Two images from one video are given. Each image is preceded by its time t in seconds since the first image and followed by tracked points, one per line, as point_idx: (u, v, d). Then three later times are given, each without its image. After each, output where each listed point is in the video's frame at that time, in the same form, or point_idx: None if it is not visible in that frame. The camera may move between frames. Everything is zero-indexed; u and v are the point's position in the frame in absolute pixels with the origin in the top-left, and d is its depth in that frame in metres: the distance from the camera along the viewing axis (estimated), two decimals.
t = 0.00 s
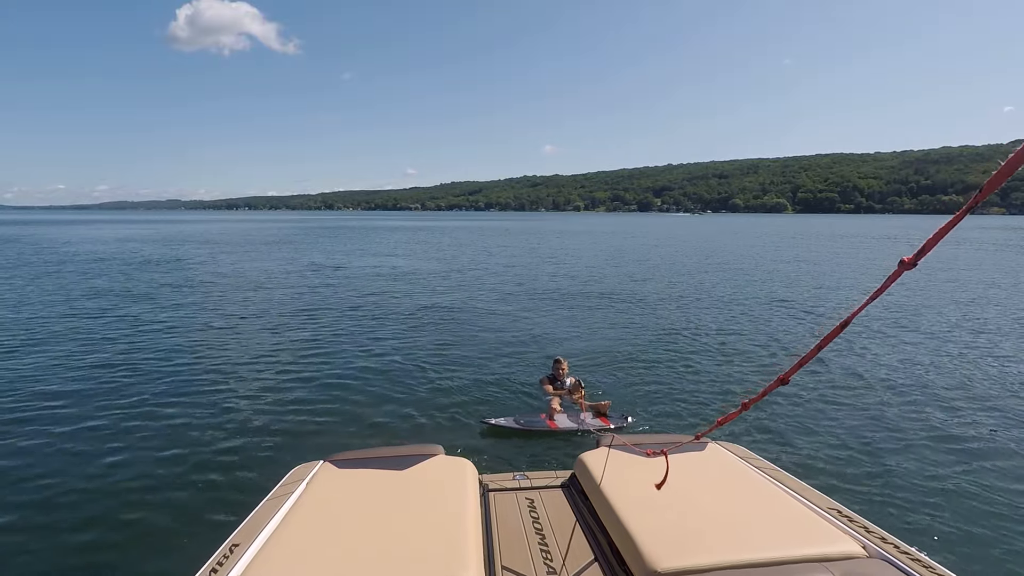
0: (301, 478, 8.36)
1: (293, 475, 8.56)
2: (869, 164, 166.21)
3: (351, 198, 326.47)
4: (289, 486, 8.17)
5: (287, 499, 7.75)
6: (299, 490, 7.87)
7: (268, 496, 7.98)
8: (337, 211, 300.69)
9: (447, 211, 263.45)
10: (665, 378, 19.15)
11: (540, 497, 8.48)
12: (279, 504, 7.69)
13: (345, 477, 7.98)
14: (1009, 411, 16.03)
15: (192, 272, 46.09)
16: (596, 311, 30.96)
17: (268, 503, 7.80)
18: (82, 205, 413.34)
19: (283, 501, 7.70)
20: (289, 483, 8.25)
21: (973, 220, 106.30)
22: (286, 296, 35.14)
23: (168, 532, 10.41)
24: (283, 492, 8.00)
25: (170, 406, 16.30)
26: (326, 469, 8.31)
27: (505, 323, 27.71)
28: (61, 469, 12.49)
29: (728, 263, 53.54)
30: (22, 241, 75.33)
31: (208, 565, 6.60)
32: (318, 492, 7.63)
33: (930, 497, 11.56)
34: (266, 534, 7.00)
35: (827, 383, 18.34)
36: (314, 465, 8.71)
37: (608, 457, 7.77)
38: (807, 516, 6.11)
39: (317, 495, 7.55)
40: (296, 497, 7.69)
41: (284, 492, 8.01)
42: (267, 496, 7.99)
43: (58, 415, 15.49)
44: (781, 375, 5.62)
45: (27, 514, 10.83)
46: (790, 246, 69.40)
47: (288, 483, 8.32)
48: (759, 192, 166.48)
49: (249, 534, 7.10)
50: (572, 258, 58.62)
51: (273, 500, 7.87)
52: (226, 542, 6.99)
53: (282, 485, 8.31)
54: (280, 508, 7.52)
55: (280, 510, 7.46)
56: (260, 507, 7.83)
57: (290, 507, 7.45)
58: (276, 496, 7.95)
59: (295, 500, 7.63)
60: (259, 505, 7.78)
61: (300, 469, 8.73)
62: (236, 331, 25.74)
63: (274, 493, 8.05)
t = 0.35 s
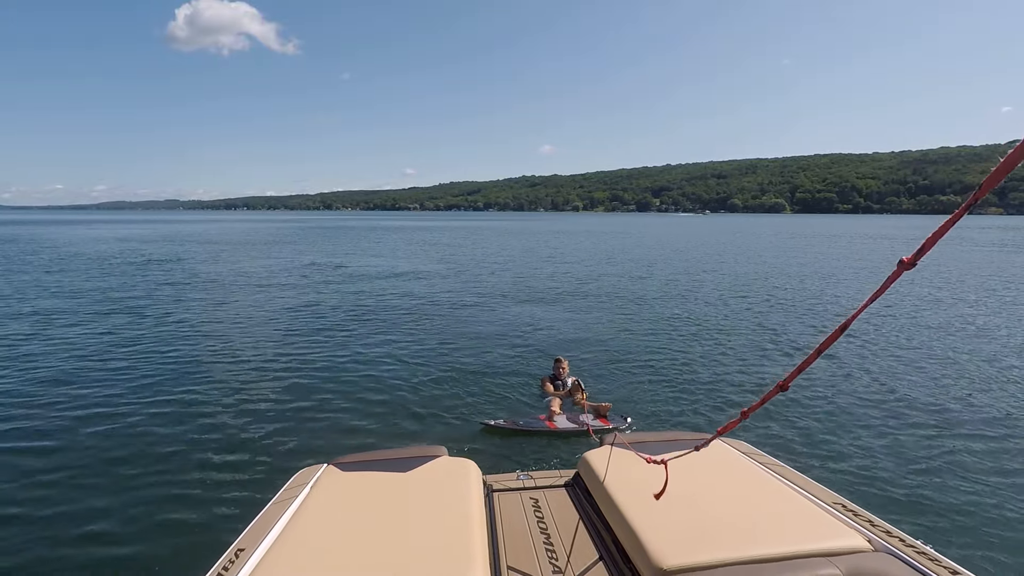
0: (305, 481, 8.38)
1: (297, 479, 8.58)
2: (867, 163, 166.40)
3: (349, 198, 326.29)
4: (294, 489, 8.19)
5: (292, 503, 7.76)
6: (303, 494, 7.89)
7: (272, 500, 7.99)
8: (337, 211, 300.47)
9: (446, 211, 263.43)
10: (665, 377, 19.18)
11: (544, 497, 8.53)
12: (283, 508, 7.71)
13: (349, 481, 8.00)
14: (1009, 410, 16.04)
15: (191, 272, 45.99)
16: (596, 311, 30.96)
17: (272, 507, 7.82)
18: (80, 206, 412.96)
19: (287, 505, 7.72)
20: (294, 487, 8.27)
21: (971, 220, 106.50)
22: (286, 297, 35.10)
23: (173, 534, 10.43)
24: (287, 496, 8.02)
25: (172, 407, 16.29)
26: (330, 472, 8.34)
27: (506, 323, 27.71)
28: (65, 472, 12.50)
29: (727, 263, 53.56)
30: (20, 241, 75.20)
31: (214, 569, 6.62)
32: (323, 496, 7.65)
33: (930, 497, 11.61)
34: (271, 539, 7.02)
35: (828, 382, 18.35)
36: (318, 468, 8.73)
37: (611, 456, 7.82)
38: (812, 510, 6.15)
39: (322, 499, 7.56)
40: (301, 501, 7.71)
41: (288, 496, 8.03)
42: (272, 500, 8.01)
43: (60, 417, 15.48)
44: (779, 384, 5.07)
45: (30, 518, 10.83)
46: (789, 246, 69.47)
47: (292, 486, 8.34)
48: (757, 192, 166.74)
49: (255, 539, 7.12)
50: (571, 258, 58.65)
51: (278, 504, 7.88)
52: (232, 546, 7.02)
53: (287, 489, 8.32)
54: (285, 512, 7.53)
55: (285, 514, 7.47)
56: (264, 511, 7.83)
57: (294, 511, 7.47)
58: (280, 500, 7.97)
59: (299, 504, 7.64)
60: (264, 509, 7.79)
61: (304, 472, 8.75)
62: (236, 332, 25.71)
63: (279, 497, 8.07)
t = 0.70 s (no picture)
0: (305, 481, 8.35)
1: (297, 479, 8.55)
2: (866, 163, 166.53)
3: (348, 198, 326.09)
4: (294, 489, 8.17)
5: (291, 503, 7.73)
6: (304, 494, 7.86)
7: (273, 500, 7.97)
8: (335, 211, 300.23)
9: (444, 211, 263.27)
10: (664, 377, 19.18)
11: (545, 495, 8.52)
12: (283, 508, 7.68)
13: (349, 481, 7.97)
14: (1008, 409, 16.06)
15: (189, 272, 45.88)
16: (596, 310, 30.94)
17: (273, 507, 7.79)
18: (78, 206, 412.32)
19: (287, 505, 7.69)
20: (294, 487, 8.24)
21: (969, 220, 106.62)
22: (285, 297, 35.04)
23: (171, 534, 10.40)
24: (287, 496, 7.98)
25: (171, 407, 16.24)
26: (329, 472, 8.31)
27: (505, 323, 27.70)
28: (63, 472, 12.45)
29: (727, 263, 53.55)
30: (19, 241, 75.10)
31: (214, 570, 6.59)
32: (323, 496, 7.62)
33: (929, 495, 11.62)
34: (271, 539, 7.00)
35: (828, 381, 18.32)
36: (318, 468, 8.69)
37: (612, 454, 7.82)
38: (812, 508, 6.15)
39: (322, 499, 7.54)
40: (301, 501, 7.68)
41: (288, 496, 8.01)
42: (272, 500, 7.98)
43: (57, 417, 15.41)
44: (778, 388, 5.01)
45: (28, 518, 10.78)
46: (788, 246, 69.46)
47: (293, 486, 8.31)
48: (756, 192, 166.88)
49: (255, 539, 7.09)
50: (571, 258, 58.60)
51: (277, 504, 7.86)
52: (232, 547, 6.99)
53: (287, 489, 8.28)
54: (285, 513, 7.50)
55: (285, 514, 7.45)
56: (264, 511, 7.80)
57: (294, 511, 7.45)
58: (280, 501, 7.93)
59: (299, 504, 7.61)
60: (264, 509, 7.77)
61: (304, 472, 8.72)
62: (235, 332, 25.66)
63: (279, 497, 8.04)
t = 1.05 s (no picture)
0: (303, 479, 8.37)
1: (294, 477, 8.57)
2: (864, 163, 166.68)
3: (347, 198, 326.04)
4: (292, 487, 8.18)
5: (289, 501, 7.75)
6: (301, 492, 7.88)
7: (270, 498, 7.99)
8: (334, 211, 300.37)
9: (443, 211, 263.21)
10: (662, 377, 19.20)
11: (542, 495, 8.55)
12: (280, 506, 7.70)
13: (347, 479, 7.98)
14: (1005, 407, 16.07)
15: (189, 272, 45.91)
16: (594, 310, 30.96)
17: (270, 505, 7.81)
18: (77, 206, 412.14)
19: (284, 504, 7.70)
20: (292, 485, 8.26)
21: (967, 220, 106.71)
22: (283, 296, 35.07)
23: (169, 532, 10.42)
24: (285, 494, 8.00)
25: (169, 406, 16.25)
26: (327, 470, 8.33)
27: (503, 322, 27.73)
28: (61, 471, 12.47)
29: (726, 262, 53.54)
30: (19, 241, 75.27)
31: (211, 568, 6.61)
32: (321, 495, 7.64)
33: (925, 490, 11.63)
34: (269, 537, 7.01)
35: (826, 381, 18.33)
36: (315, 467, 8.71)
37: (609, 455, 7.83)
38: (809, 511, 6.15)
39: (319, 497, 7.56)
40: (299, 499, 7.70)
41: (286, 494, 8.02)
42: (269, 498, 8.00)
43: (56, 417, 15.43)
44: (789, 400, 5.04)
45: (26, 517, 10.81)
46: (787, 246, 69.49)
47: (290, 485, 8.33)
48: (755, 192, 167.04)
49: (252, 536, 7.11)
50: (570, 258, 58.59)
51: (275, 502, 7.87)
52: (228, 544, 7.01)
53: (284, 487, 8.30)
54: (282, 511, 7.51)
55: (282, 512, 7.46)
56: (262, 509, 7.82)
57: (292, 509, 7.46)
58: (278, 499, 7.95)
59: (296, 502, 7.62)
60: (262, 507, 7.79)
61: (302, 470, 8.74)
62: (233, 331, 25.69)
63: (276, 494, 8.06)
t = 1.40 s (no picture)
0: (299, 477, 8.34)
1: (290, 476, 8.52)
2: (862, 164, 166.90)
3: (345, 198, 325.76)
4: (288, 485, 8.16)
5: (286, 498, 7.72)
6: (297, 490, 7.84)
7: (267, 495, 7.95)
8: (333, 211, 300.19)
9: (442, 211, 263.05)
10: (659, 377, 19.18)
11: (539, 496, 8.53)
12: (277, 503, 7.67)
13: (344, 478, 7.96)
14: (1002, 409, 16.09)
15: (186, 272, 45.82)
16: (593, 310, 30.93)
17: (266, 503, 7.77)
18: (74, 207, 411.69)
19: (281, 501, 7.67)
20: (288, 483, 8.23)
21: (964, 220, 106.87)
22: (281, 296, 35.02)
23: (165, 532, 10.38)
24: (281, 492, 7.96)
25: (166, 406, 16.20)
26: (324, 468, 8.31)
27: (502, 322, 27.68)
28: (57, 471, 12.40)
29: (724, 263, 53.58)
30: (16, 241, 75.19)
31: (206, 565, 6.57)
32: (318, 493, 7.61)
33: (923, 495, 11.63)
34: (265, 534, 6.97)
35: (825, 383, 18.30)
36: (312, 465, 8.67)
37: (606, 458, 7.82)
38: (806, 517, 6.13)
39: (316, 495, 7.53)
40: (295, 497, 7.67)
41: (283, 492, 7.99)
42: (266, 496, 7.96)
43: (53, 416, 15.38)
44: (784, 425, 4.77)
45: (21, 516, 10.76)
46: (785, 246, 69.54)
47: (286, 482, 8.28)
48: (753, 193, 167.12)
49: (247, 534, 7.06)
50: (568, 258, 58.58)
51: (271, 499, 7.85)
52: (224, 541, 6.97)
53: (281, 485, 8.26)
54: (278, 508, 7.48)
55: (279, 510, 7.42)
56: (258, 507, 7.78)
57: (288, 507, 7.43)
58: (274, 496, 7.91)
59: (293, 500, 7.60)
60: (258, 504, 7.76)
61: (299, 468, 8.70)
62: (230, 331, 25.65)
63: (272, 492, 8.02)
